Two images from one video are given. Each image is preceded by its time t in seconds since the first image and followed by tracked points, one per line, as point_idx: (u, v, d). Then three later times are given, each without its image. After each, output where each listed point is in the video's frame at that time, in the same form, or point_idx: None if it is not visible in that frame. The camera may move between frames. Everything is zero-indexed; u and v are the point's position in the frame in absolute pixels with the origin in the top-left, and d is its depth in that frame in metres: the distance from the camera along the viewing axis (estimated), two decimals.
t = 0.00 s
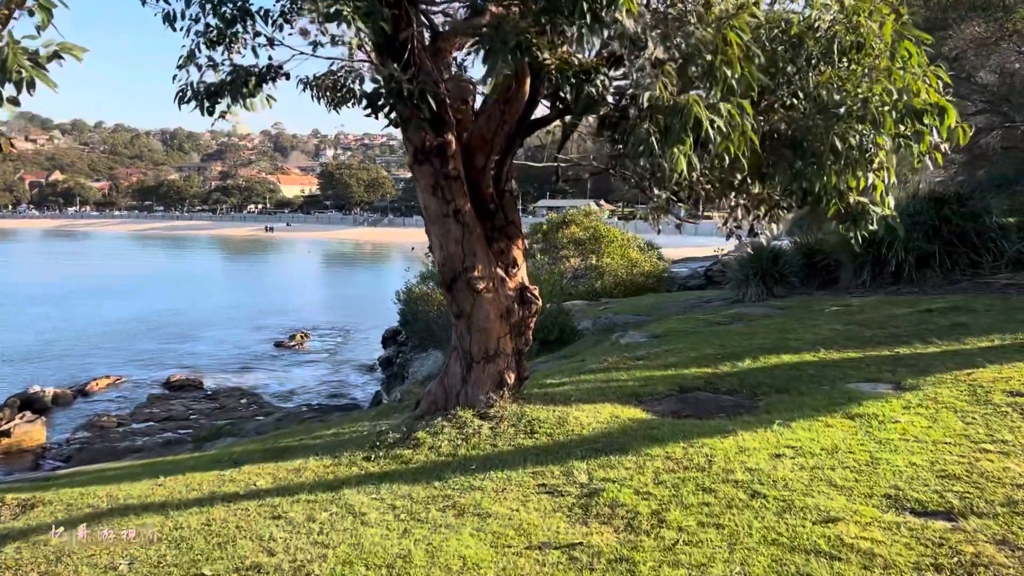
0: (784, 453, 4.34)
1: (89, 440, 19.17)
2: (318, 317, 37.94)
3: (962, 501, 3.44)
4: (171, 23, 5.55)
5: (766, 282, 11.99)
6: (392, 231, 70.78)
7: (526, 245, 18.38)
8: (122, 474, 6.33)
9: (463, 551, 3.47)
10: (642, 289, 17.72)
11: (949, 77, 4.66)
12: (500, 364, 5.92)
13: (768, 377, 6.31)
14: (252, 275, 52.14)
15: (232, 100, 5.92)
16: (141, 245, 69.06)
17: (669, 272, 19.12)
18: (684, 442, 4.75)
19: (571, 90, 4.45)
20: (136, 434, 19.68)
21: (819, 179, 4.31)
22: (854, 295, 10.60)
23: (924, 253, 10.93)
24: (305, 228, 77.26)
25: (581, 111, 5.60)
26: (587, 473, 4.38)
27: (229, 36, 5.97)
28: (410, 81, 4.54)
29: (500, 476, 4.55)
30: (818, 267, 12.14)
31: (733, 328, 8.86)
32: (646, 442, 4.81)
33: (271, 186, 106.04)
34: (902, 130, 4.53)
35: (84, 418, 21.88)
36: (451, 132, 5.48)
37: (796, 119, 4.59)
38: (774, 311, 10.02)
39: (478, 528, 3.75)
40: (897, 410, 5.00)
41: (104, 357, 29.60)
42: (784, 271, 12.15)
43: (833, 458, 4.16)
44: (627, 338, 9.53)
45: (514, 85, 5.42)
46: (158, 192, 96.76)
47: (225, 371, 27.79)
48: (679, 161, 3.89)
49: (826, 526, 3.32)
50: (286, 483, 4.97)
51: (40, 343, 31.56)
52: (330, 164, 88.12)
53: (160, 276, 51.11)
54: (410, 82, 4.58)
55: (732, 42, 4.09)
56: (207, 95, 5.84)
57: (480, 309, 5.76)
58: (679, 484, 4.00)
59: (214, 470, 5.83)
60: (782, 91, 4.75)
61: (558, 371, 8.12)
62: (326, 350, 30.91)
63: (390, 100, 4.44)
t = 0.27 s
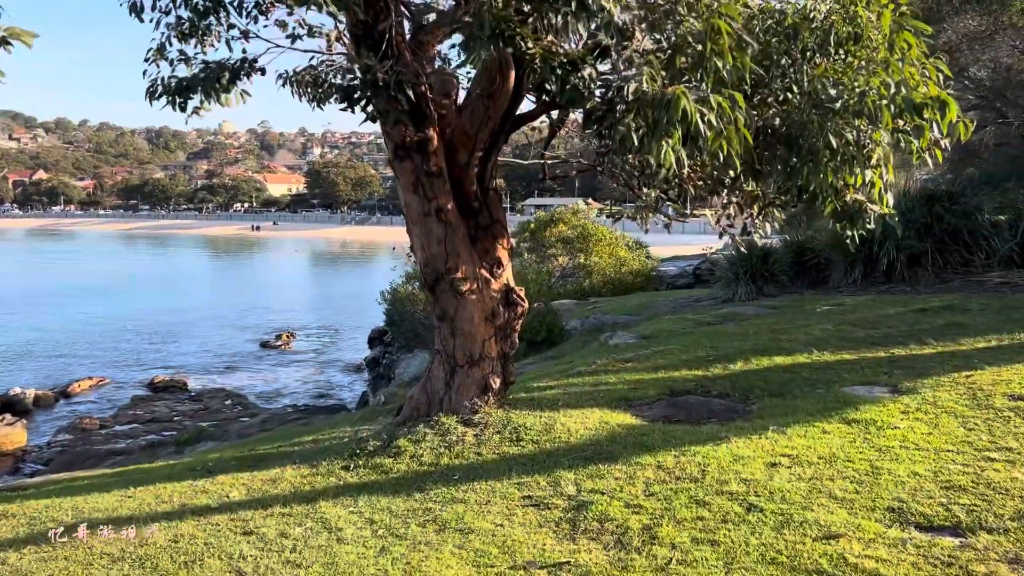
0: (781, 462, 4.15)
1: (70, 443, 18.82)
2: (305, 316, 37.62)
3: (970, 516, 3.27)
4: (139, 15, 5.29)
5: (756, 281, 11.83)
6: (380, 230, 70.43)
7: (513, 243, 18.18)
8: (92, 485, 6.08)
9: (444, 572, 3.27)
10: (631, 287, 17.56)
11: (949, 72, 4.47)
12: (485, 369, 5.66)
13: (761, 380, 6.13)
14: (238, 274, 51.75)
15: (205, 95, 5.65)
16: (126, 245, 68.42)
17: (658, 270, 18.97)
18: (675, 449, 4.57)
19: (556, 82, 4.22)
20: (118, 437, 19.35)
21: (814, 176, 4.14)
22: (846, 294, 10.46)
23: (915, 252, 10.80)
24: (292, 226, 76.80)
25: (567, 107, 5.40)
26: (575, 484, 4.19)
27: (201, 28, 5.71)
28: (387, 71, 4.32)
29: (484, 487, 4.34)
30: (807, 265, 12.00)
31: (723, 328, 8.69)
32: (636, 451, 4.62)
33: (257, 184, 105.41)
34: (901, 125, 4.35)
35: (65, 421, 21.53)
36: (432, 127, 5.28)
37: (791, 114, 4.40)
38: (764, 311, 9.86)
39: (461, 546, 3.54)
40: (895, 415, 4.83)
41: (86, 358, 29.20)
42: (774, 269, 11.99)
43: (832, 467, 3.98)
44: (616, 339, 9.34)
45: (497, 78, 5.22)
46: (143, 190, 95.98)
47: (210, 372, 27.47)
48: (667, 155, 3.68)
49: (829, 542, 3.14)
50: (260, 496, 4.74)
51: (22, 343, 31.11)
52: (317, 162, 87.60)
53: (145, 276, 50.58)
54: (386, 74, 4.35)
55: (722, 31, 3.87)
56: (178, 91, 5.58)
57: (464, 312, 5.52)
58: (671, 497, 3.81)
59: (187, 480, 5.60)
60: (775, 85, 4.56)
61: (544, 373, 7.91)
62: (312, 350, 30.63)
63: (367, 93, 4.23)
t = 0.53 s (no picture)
0: (778, 467, 3.99)
1: (54, 443, 18.53)
2: (293, 314, 37.33)
3: (980, 526, 3.11)
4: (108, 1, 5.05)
5: (747, 278, 11.67)
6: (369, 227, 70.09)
7: (502, 240, 18.00)
8: (66, 491, 5.87)
9: None
10: (621, 285, 17.39)
11: (951, 63, 4.30)
12: (471, 370, 5.45)
13: (755, 380, 5.97)
14: (226, 271, 51.36)
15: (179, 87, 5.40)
16: (112, 242, 67.79)
17: (649, 267, 18.82)
18: (668, 454, 4.39)
19: (543, 71, 4.03)
20: (103, 437, 19.08)
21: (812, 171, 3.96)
22: (839, 291, 10.32)
23: (908, 248, 10.66)
24: (280, 223, 76.33)
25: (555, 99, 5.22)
26: (564, 491, 4.00)
27: (175, 17, 5.48)
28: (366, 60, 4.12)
29: (470, 495, 4.16)
30: (798, 262, 11.89)
31: (715, 326, 8.53)
32: (627, 456, 4.44)
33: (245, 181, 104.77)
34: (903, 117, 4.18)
35: (48, 421, 21.21)
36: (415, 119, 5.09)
37: (788, 106, 4.23)
38: (756, 308, 9.70)
39: (444, 560, 3.36)
40: (895, 417, 4.67)
41: (71, 357, 28.84)
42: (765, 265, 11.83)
43: (833, 473, 3.82)
44: (606, 337, 9.17)
45: (483, 67, 5.06)
46: (129, 188, 95.23)
47: (197, 370, 27.16)
48: (661, 148, 3.50)
49: (834, 555, 2.98)
50: (235, 504, 4.54)
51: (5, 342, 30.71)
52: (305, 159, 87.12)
53: (131, 274, 50.13)
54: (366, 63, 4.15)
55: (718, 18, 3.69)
56: (151, 82, 5.34)
57: (450, 311, 5.32)
58: (665, 506, 3.63)
59: (162, 487, 5.38)
60: (772, 76, 4.38)
61: (533, 374, 7.73)
62: (300, 348, 30.37)
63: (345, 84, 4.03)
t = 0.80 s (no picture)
0: (780, 470, 3.80)
1: (38, 442, 18.23)
2: (282, 310, 37.03)
3: (998, 535, 2.93)
4: None
5: (741, 272, 11.49)
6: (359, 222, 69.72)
7: (493, 235, 17.79)
8: (37, 495, 5.64)
9: None
10: (613, 280, 17.21)
11: (961, 47, 4.11)
12: (459, 368, 5.21)
13: (752, 377, 5.78)
14: (215, 267, 50.97)
15: (153, 72, 5.13)
16: (100, 238, 67.22)
17: (641, 261, 18.64)
18: (664, 455, 4.20)
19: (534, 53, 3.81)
20: (88, 435, 18.78)
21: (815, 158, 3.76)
22: (834, 285, 10.16)
23: (904, 241, 10.48)
24: (270, 219, 75.89)
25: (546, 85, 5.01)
26: (555, 496, 3.81)
27: None
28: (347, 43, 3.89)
29: (456, 500, 3.95)
30: (792, 256, 11.69)
31: (710, 321, 8.34)
32: (622, 457, 4.25)
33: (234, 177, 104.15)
34: (909, 103, 3.99)
35: (33, 419, 20.90)
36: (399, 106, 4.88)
37: (790, 89, 4.03)
38: (751, 303, 9.53)
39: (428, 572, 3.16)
40: (900, 415, 4.48)
41: (57, 355, 28.49)
42: (759, 260, 11.66)
43: (838, 476, 3.63)
44: (598, 332, 8.98)
45: (470, 52, 4.88)
46: (118, 183, 94.51)
47: (184, 367, 26.86)
48: (659, 133, 3.30)
49: (844, 566, 2.80)
50: (210, 510, 4.33)
51: None
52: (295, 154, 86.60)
53: (120, 270, 49.68)
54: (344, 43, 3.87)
55: None
56: (122, 66, 5.08)
57: (436, 307, 5.09)
58: (662, 511, 3.44)
59: (136, 490, 5.16)
60: (771, 60, 4.21)
61: (522, 371, 7.52)
62: (289, 345, 30.09)
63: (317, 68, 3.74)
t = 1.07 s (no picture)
0: (782, 484, 3.59)
1: (23, 441, 17.93)
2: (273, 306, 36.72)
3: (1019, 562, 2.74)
4: None
5: (736, 270, 11.29)
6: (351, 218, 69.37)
7: (484, 231, 17.56)
8: (5, 506, 5.40)
9: None
10: (606, 277, 17.00)
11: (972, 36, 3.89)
12: (445, 373, 4.98)
13: (750, 381, 5.57)
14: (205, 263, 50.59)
15: (124, 62, 4.87)
16: (90, 234, 66.68)
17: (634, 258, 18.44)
18: (660, 467, 3.99)
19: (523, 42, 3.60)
20: (74, 434, 18.48)
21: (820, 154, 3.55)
22: (832, 283, 9.96)
23: (902, 238, 10.35)
24: (261, 214, 75.44)
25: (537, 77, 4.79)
26: (545, 512, 3.60)
27: None
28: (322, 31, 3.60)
29: (440, 516, 3.74)
30: (789, 254, 11.48)
31: (705, 321, 8.14)
32: (616, 469, 4.03)
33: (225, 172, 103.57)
34: (917, 95, 3.78)
35: (18, 418, 20.59)
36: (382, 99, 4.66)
37: (793, 81, 3.82)
38: (747, 302, 9.32)
39: None
40: (906, 423, 4.28)
41: (44, 352, 28.15)
42: (754, 257, 11.45)
43: (843, 491, 3.43)
44: (590, 332, 8.77)
45: (456, 41, 4.66)
46: (107, 178, 93.84)
47: (173, 365, 26.57)
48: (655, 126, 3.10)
49: None
50: (181, 525, 4.10)
51: None
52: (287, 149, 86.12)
53: (109, 266, 49.25)
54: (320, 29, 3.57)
55: None
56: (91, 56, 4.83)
57: (422, 310, 4.87)
58: (658, 531, 3.23)
59: (107, 502, 4.92)
60: (772, 50, 3.99)
61: (512, 374, 7.30)
62: (280, 341, 29.81)
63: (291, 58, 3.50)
